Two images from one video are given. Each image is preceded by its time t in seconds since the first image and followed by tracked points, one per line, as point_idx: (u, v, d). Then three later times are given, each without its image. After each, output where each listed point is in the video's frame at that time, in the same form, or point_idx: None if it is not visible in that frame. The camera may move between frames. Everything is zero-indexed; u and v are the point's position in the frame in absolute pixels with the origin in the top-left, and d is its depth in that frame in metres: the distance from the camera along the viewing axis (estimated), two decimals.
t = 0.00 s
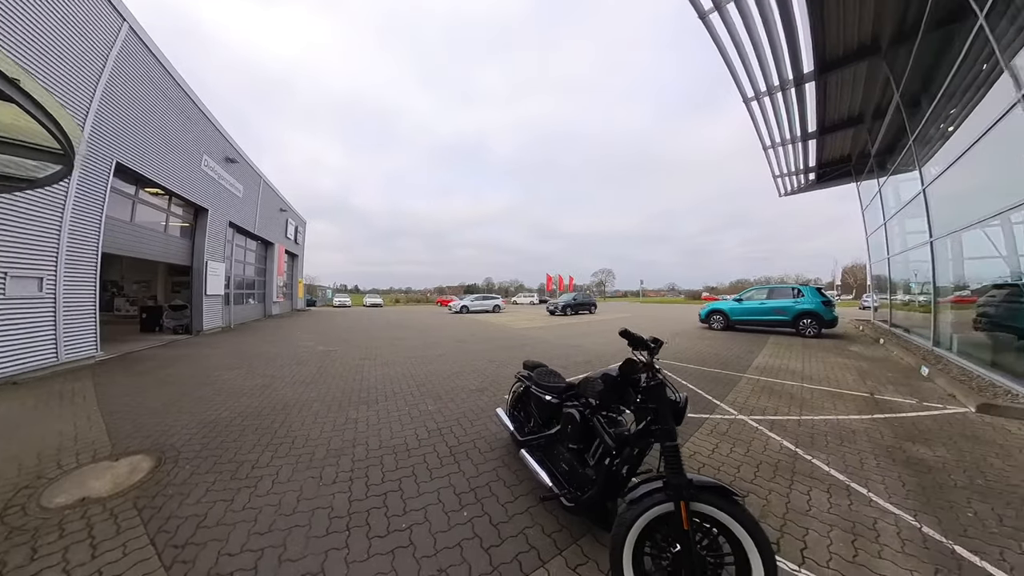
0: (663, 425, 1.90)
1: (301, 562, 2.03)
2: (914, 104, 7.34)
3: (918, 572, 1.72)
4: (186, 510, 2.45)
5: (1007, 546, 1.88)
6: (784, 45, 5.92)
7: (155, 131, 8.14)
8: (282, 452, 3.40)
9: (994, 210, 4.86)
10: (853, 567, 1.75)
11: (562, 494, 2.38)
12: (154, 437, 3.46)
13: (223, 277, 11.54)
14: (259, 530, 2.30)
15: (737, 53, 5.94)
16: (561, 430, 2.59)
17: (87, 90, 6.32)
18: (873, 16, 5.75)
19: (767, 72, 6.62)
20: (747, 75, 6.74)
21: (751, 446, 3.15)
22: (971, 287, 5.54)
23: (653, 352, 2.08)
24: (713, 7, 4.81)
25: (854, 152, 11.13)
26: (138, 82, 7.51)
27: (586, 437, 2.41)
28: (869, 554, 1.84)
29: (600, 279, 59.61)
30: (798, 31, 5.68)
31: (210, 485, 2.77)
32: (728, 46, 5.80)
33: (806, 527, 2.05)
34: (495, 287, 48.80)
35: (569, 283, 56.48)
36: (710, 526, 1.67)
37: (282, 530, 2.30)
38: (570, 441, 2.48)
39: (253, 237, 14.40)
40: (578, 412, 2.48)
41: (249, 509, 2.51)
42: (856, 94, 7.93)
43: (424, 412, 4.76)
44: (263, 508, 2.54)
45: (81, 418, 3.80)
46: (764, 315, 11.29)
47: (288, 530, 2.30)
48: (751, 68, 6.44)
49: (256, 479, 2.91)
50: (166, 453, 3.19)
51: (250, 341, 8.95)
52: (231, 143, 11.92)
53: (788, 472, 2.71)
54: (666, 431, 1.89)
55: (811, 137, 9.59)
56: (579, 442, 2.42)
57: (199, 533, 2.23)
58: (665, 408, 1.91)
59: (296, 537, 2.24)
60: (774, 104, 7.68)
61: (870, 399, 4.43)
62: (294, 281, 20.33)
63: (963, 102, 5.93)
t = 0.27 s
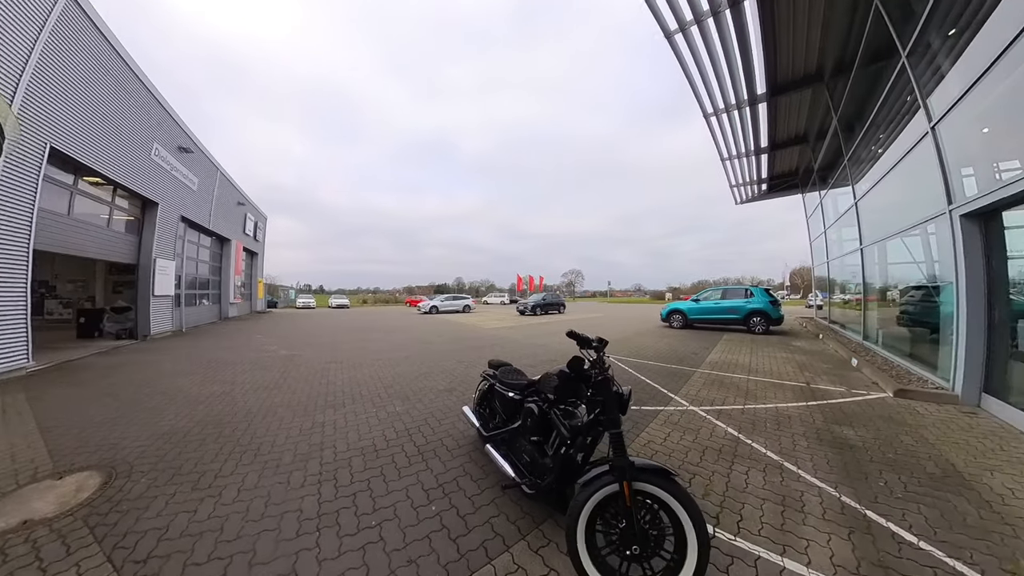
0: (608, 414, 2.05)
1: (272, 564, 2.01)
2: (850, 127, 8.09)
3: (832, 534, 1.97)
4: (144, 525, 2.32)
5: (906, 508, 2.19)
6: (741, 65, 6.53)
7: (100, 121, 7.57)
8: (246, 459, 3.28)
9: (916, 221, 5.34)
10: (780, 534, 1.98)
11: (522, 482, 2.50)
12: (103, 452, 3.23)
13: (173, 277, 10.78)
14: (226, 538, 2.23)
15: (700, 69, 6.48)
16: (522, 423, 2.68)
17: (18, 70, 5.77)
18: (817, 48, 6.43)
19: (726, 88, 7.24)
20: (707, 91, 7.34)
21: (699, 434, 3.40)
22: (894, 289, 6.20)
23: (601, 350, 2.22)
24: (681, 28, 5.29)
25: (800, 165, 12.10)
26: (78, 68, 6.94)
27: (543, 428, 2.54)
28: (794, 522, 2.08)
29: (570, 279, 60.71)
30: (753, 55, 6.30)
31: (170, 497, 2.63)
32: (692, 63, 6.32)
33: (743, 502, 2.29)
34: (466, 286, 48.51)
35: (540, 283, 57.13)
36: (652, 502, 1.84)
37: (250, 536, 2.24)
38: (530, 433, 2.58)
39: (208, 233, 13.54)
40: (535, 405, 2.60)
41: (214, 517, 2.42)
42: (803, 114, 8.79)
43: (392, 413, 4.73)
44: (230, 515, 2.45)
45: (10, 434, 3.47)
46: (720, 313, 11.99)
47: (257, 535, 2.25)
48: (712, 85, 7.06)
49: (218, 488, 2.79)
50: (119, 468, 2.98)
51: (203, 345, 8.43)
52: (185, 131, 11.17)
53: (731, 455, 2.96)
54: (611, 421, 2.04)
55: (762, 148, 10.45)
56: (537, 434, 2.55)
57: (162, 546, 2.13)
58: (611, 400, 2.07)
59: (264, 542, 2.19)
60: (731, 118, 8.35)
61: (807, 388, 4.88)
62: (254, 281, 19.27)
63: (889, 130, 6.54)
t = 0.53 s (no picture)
0: (572, 406, 2.13)
1: (246, 571, 1.93)
2: (800, 143, 8.74)
3: (777, 506, 2.20)
4: (100, 542, 2.14)
5: (838, 481, 2.48)
6: (706, 78, 6.94)
7: (42, 104, 7.02)
8: (212, 468, 3.10)
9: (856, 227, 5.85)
10: (731, 509, 2.18)
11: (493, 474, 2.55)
12: (47, 470, 2.95)
13: (120, 275, 10.00)
14: (195, 548, 2.11)
15: (669, 80, 6.83)
16: (493, 418, 2.70)
17: None
18: (774, 67, 6.93)
19: (692, 98, 7.65)
20: (675, 102, 7.74)
21: (661, 423, 3.58)
22: (838, 288, 6.74)
23: (566, 346, 2.29)
24: (652, 41, 5.58)
25: (759, 176, 12.89)
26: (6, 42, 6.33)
27: (512, 422, 2.59)
28: (744, 498, 2.30)
29: (543, 280, 61.34)
30: (717, 69, 6.72)
31: (129, 512, 2.45)
32: (662, 74, 6.65)
33: (700, 483, 2.48)
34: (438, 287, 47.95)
35: (514, 283, 57.42)
36: (614, 485, 1.93)
37: (221, 545, 2.14)
38: (501, 427, 2.63)
39: (160, 228, 12.66)
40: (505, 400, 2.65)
41: (180, 528, 2.28)
42: (761, 127, 9.41)
43: (362, 414, 4.64)
44: (197, 525, 2.33)
45: None
46: (684, 311, 12.52)
47: (229, 543, 2.15)
48: (679, 95, 7.45)
49: (183, 499, 2.63)
50: (68, 485, 2.74)
51: (155, 350, 7.88)
52: (137, 117, 10.41)
53: (690, 441, 3.15)
54: (575, 412, 2.12)
55: (724, 157, 11.10)
56: (507, 428, 2.60)
57: (124, 561, 1.99)
58: (574, 393, 2.15)
59: (235, 549, 2.10)
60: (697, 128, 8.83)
61: (761, 379, 5.24)
62: (212, 280, 18.17)
63: (834, 148, 7.04)
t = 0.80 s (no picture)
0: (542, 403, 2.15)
1: None
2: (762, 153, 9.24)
3: (737, 491, 2.32)
4: (46, 567, 1.91)
5: (794, 465, 2.64)
6: (679, 88, 7.22)
7: None
8: (173, 480, 2.88)
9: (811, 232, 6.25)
10: (696, 496, 2.28)
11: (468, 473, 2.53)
12: None
13: (65, 275, 9.24)
14: (157, 566, 1.96)
15: (644, 88, 7.05)
16: (467, 417, 2.68)
17: None
18: (741, 79, 7.28)
19: (665, 107, 7.93)
20: (649, 109, 8.00)
21: (631, 418, 3.68)
22: (796, 288, 7.14)
23: (535, 344, 2.32)
24: (629, 50, 5.75)
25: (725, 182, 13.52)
26: None
27: (485, 421, 2.59)
28: (708, 485, 2.41)
29: (520, 280, 61.58)
30: (689, 79, 7.00)
31: (80, 533, 2.20)
32: (638, 82, 6.87)
33: (667, 473, 2.57)
34: (414, 287, 47.18)
35: (491, 284, 57.33)
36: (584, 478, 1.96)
37: (185, 561, 1.99)
38: (474, 426, 2.62)
39: (111, 222, 11.82)
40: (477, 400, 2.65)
41: (140, 546, 2.10)
42: (730, 135, 9.86)
43: (332, 418, 4.50)
44: (159, 542, 2.14)
45: None
46: (655, 310, 12.91)
47: (194, 558, 2.01)
48: (654, 102, 7.71)
49: (140, 514, 2.41)
50: (7, 504, 2.48)
51: (105, 356, 7.33)
52: (87, 101, 9.67)
53: (660, 434, 3.26)
54: (545, 409, 2.15)
55: (695, 163, 11.55)
56: (480, 427, 2.59)
57: None
58: (544, 390, 2.18)
59: (200, 564, 1.96)
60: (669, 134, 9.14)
61: (725, 374, 5.50)
62: (170, 279, 17.11)
63: (793, 159, 7.45)
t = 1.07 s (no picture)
0: (522, 401, 2.16)
1: None
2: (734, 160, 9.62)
3: (710, 481, 2.42)
4: None
5: (762, 454, 2.77)
6: (658, 94, 7.42)
7: None
8: (137, 494, 2.69)
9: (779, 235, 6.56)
10: (672, 487, 2.35)
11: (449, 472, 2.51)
12: None
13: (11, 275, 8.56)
14: None
15: (624, 94, 7.21)
16: (446, 418, 2.67)
17: None
18: (716, 88, 7.56)
19: (644, 112, 8.14)
20: (629, 114, 8.21)
21: (609, 414, 3.76)
22: (765, 288, 7.46)
23: (514, 344, 2.32)
24: (610, 56, 5.87)
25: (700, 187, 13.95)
26: None
27: (466, 420, 2.58)
28: (683, 476, 2.49)
29: (500, 280, 61.64)
30: (667, 87, 7.21)
31: (33, 553, 2.03)
32: (618, 87, 7.01)
33: (644, 466, 2.64)
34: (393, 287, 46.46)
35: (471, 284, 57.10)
36: (564, 473, 1.99)
37: None
38: (454, 426, 2.60)
39: (63, 216, 11.05)
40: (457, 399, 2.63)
41: (102, 565, 1.95)
42: (705, 142, 10.21)
43: (307, 422, 4.37)
44: (122, 559, 2.00)
45: None
46: (632, 309, 13.20)
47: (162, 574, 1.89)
48: (633, 108, 7.91)
49: (100, 531, 2.24)
50: None
51: (56, 363, 6.83)
52: (37, 84, 9.00)
53: (637, 429, 3.34)
54: (524, 407, 2.15)
55: (672, 167, 11.90)
56: (461, 426, 2.58)
57: None
58: (524, 388, 2.19)
59: None
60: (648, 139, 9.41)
61: (698, 370, 5.69)
62: (130, 278, 16.16)
63: (762, 166, 7.78)
